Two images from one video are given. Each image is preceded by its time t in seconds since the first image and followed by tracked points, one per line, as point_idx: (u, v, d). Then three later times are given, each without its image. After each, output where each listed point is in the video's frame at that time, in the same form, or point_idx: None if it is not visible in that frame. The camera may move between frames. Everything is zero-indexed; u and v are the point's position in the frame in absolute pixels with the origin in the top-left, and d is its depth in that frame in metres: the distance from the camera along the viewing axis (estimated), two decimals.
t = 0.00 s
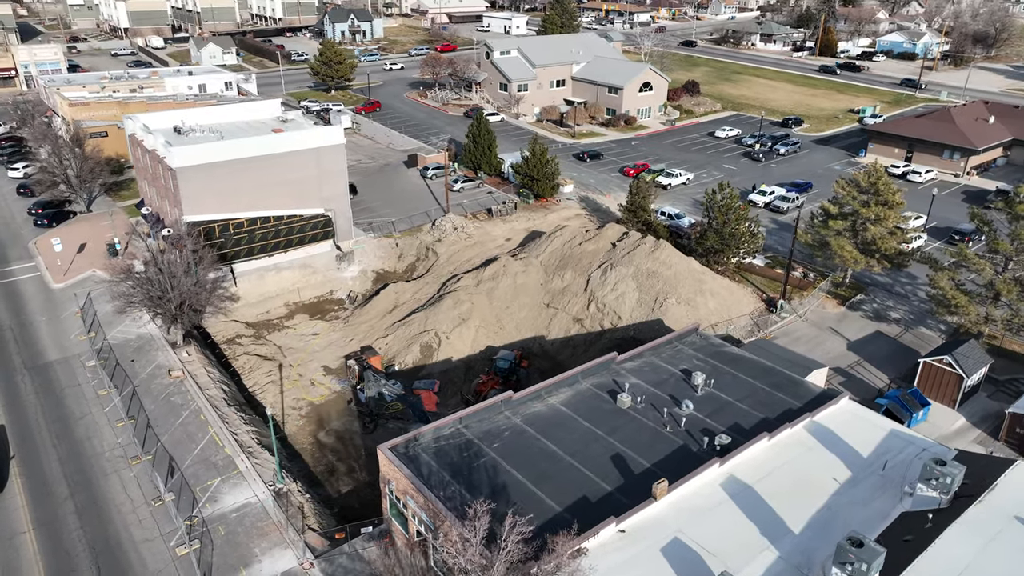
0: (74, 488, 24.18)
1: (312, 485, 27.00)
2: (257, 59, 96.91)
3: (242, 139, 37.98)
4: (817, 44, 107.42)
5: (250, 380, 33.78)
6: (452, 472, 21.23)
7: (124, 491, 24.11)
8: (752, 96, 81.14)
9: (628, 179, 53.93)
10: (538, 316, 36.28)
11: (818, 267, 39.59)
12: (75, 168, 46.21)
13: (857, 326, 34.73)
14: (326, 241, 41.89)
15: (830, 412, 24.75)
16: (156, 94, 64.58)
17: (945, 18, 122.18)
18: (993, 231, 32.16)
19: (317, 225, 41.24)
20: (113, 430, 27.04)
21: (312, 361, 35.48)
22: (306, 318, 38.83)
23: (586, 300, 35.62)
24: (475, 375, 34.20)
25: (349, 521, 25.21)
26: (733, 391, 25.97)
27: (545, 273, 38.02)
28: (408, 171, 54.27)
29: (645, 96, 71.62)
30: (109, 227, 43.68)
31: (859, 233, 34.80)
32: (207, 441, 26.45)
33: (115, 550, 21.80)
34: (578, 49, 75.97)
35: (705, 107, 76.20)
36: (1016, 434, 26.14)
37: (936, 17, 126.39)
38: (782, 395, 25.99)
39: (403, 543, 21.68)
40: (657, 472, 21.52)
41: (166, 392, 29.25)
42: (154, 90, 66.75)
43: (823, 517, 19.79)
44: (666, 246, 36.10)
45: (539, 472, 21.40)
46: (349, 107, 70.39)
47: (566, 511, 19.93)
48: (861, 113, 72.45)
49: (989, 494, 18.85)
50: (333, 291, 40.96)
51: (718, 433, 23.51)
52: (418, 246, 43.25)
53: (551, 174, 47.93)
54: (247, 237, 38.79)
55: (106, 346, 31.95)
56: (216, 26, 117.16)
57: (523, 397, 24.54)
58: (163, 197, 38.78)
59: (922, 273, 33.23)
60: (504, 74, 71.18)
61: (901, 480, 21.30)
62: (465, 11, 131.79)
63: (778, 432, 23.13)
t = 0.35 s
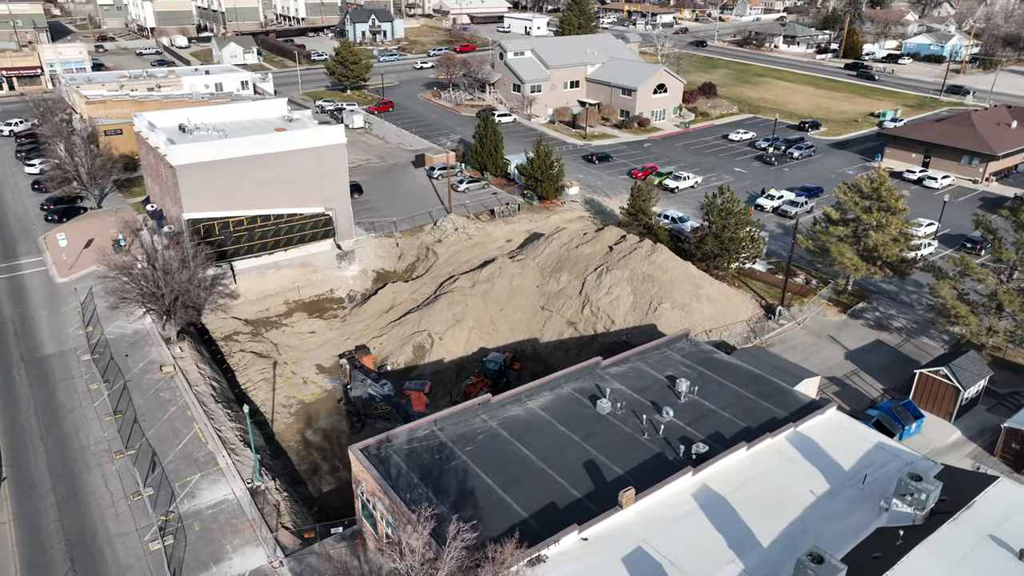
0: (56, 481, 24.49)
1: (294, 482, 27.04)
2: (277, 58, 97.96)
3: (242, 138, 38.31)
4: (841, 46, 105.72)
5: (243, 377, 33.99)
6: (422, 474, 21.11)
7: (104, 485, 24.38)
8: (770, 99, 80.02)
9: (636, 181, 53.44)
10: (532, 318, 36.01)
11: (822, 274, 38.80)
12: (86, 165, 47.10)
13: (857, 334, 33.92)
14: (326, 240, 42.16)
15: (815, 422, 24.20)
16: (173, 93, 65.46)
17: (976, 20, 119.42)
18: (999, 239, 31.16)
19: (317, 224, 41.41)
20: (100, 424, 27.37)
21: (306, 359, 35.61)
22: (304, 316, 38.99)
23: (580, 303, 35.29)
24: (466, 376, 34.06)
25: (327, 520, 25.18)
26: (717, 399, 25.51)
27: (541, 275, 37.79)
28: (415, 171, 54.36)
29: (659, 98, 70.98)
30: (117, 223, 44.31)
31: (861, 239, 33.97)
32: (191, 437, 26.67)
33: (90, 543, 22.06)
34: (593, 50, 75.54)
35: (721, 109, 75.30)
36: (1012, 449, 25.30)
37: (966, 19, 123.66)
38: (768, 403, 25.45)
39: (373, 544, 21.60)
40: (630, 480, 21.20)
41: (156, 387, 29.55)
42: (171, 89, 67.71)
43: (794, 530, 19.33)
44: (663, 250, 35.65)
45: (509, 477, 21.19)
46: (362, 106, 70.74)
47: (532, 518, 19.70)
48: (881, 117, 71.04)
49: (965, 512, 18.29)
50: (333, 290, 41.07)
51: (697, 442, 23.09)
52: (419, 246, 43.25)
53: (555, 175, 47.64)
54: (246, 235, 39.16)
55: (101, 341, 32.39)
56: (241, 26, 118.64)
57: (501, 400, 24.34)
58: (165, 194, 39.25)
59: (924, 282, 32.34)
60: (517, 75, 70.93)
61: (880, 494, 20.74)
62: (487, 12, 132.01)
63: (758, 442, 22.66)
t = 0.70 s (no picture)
0: (37, 474, 24.81)
1: (274, 480, 27.07)
2: (295, 58, 98.85)
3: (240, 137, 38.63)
4: (863, 49, 104.08)
5: (234, 375, 34.21)
6: (388, 476, 21.00)
7: (84, 479, 24.66)
8: (786, 101, 78.94)
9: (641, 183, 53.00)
10: (524, 320, 35.74)
11: (822, 280, 38.09)
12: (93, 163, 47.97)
13: (854, 343, 33.21)
14: (324, 239, 42.39)
15: (795, 432, 23.72)
16: (186, 91, 66.24)
17: (1004, 22, 116.83)
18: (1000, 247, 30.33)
19: (315, 223, 41.55)
20: (86, 418, 27.71)
21: (298, 357, 35.73)
22: (299, 314, 39.13)
23: (571, 306, 35.01)
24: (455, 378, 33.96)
25: (303, 519, 25.20)
26: (697, 406, 25.12)
27: (535, 277, 37.59)
28: (419, 171, 54.44)
29: (670, 99, 70.35)
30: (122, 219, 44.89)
31: (859, 245, 33.29)
32: (172, 433, 26.89)
33: (63, 536, 22.30)
34: (606, 51, 75.10)
35: (734, 112, 74.44)
36: (1003, 464, 24.59)
37: (995, 21, 121.06)
38: (749, 412, 25.00)
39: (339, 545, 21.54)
40: (598, 487, 20.92)
41: (143, 383, 29.84)
42: (185, 88, 68.53)
43: (761, 543, 18.92)
44: (657, 254, 35.30)
45: (476, 481, 21.02)
46: (372, 106, 71.06)
47: (494, 522, 19.49)
48: (898, 121, 69.70)
49: (934, 527, 18.18)
50: (331, 289, 41.15)
51: (672, 449, 22.74)
52: (417, 246, 43.25)
53: (557, 177, 47.39)
54: (244, 234, 39.54)
55: (94, 336, 32.80)
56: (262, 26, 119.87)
57: (476, 403, 24.17)
58: (164, 192, 39.67)
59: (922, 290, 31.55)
60: (527, 76, 70.72)
61: (854, 508, 20.24)
62: (506, 13, 132.06)
63: (733, 451, 22.24)
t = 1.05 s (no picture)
0: (24, 466, 25.22)
1: (258, 476, 27.21)
2: (315, 57, 99.74)
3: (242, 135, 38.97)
4: (889, 51, 102.07)
5: (229, 371, 34.48)
6: (358, 476, 20.94)
7: (69, 472, 25.01)
8: (806, 104, 77.66)
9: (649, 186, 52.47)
10: (518, 323, 35.48)
11: (826, 287, 37.31)
12: (105, 159, 48.81)
13: (853, 352, 32.46)
14: (325, 238, 42.60)
15: (778, 443, 23.22)
16: (203, 90, 67.04)
17: None
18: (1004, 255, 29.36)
19: (317, 222, 41.71)
20: (77, 411, 28.11)
21: (293, 355, 35.91)
22: (299, 312, 39.36)
23: (566, 309, 34.74)
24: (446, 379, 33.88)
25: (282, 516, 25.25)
26: (680, 413, 24.73)
27: (531, 279, 37.41)
28: (427, 171, 54.50)
29: (686, 101, 69.58)
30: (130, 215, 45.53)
31: (860, 252, 32.52)
32: (159, 427, 27.18)
33: (43, 528, 22.63)
34: (621, 52, 74.57)
35: (751, 114, 73.41)
36: (996, 481, 23.79)
37: None
38: (733, 421, 24.53)
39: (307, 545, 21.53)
40: (569, 493, 20.68)
41: (136, 377, 30.22)
42: (202, 86, 69.35)
43: (728, 557, 18.55)
44: (653, 258, 34.91)
45: (445, 484, 20.90)
46: (386, 106, 71.34)
47: (459, 526, 19.35)
48: (920, 125, 68.15)
49: (903, 546, 18.13)
50: (332, 287, 41.33)
51: (648, 457, 22.40)
52: (418, 246, 43.29)
53: (562, 178, 47.09)
54: (245, 231, 39.88)
55: (93, 330, 33.30)
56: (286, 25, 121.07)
57: (454, 405, 24.05)
58: (168, 190, 40.18)
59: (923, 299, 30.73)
60: (541, 77, 70.44)
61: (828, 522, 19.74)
62: (529, 14, 131.82)
63: (711, 460, 21.83)
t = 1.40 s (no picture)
0: (15, 455, 25.71)
1: (244, 471, 27.37)
2: (338, 56, 100.57)
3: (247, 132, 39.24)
4: (921, 53, 99.80)
5: (227, 366, 34.84)
6: (330, 476, 20.94)
7: (57, 462, 25.43)
8: (829, 107, 76.21)
9: (660, 188, 51.91)
10: (515, 324, 35.28)
11: (831, 294, 36.46)
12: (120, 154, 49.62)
13: (854, 361, 31.66)
14: (329, 236, 42.91)
15: (760, 453, 22.68)
16: (223, 87, 67.94)
17: None
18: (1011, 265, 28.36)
19: (321, 219, 42.29)
20: (71, 402, 28.61)
21: (292, 352, 36.15)
22: (302, 309, 39.65)
23: (562, 312, 34.48)
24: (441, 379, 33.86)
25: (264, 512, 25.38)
26: (663, 420, 24.31)
27: (530, 281, 37.20)
28: (437, 170, 54.57)
29: (704, 103, 68.73)
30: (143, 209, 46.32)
31: (863, 259, 31.70)
32: (149, 421, 27.51)
33: (27, 518, 23.01)
34: (640, 53, 73.90)
35: (772, 117, 72.22)
36: (989, 499, 22.99)
37: None
38: (717, 430, 24.04)
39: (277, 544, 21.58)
40: (540, 498, 20.45)
41: (132, 371, 30.65)
42: (223, 84, 70.14)
43: (695, 569, 18.17)
44: (652, 261, 34.50)
45: (416, 486, 20.79)
46: (403, 106, 71.64)
47: (425, 530, 19.22)
48: (946, 129, 66.42)
49: (873, 565, 17.73)
50: (335, 285, 41.50)
51: (625, 464, 22.03)
52: (421, 246, 43.29)
53: (569, 180, 46.75)
54: (249, 228, 40.35)
55: (94, 323, 33.87)
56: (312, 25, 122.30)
57: (434, 407, 23.94)
58: (175, 186, 40.81)
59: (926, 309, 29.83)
60: (558, 78, 70.12)
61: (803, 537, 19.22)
62: (554, 14, 131.38)
63: (688, 469, 21.40)
